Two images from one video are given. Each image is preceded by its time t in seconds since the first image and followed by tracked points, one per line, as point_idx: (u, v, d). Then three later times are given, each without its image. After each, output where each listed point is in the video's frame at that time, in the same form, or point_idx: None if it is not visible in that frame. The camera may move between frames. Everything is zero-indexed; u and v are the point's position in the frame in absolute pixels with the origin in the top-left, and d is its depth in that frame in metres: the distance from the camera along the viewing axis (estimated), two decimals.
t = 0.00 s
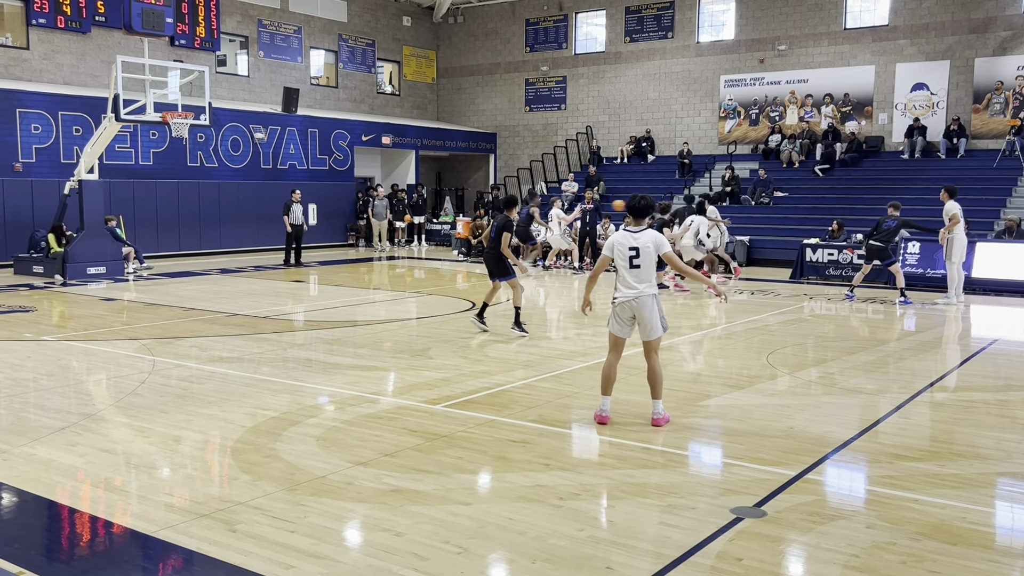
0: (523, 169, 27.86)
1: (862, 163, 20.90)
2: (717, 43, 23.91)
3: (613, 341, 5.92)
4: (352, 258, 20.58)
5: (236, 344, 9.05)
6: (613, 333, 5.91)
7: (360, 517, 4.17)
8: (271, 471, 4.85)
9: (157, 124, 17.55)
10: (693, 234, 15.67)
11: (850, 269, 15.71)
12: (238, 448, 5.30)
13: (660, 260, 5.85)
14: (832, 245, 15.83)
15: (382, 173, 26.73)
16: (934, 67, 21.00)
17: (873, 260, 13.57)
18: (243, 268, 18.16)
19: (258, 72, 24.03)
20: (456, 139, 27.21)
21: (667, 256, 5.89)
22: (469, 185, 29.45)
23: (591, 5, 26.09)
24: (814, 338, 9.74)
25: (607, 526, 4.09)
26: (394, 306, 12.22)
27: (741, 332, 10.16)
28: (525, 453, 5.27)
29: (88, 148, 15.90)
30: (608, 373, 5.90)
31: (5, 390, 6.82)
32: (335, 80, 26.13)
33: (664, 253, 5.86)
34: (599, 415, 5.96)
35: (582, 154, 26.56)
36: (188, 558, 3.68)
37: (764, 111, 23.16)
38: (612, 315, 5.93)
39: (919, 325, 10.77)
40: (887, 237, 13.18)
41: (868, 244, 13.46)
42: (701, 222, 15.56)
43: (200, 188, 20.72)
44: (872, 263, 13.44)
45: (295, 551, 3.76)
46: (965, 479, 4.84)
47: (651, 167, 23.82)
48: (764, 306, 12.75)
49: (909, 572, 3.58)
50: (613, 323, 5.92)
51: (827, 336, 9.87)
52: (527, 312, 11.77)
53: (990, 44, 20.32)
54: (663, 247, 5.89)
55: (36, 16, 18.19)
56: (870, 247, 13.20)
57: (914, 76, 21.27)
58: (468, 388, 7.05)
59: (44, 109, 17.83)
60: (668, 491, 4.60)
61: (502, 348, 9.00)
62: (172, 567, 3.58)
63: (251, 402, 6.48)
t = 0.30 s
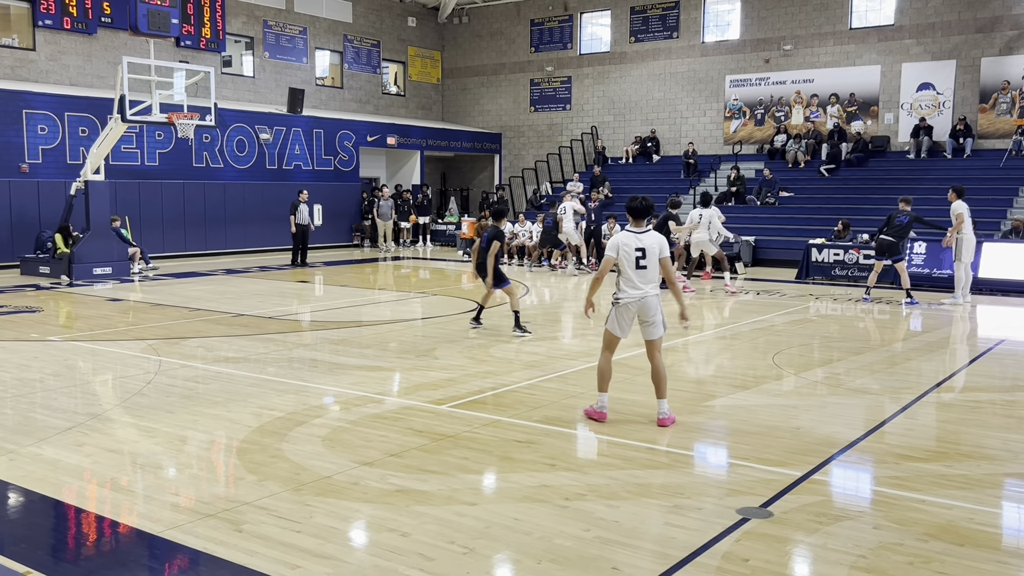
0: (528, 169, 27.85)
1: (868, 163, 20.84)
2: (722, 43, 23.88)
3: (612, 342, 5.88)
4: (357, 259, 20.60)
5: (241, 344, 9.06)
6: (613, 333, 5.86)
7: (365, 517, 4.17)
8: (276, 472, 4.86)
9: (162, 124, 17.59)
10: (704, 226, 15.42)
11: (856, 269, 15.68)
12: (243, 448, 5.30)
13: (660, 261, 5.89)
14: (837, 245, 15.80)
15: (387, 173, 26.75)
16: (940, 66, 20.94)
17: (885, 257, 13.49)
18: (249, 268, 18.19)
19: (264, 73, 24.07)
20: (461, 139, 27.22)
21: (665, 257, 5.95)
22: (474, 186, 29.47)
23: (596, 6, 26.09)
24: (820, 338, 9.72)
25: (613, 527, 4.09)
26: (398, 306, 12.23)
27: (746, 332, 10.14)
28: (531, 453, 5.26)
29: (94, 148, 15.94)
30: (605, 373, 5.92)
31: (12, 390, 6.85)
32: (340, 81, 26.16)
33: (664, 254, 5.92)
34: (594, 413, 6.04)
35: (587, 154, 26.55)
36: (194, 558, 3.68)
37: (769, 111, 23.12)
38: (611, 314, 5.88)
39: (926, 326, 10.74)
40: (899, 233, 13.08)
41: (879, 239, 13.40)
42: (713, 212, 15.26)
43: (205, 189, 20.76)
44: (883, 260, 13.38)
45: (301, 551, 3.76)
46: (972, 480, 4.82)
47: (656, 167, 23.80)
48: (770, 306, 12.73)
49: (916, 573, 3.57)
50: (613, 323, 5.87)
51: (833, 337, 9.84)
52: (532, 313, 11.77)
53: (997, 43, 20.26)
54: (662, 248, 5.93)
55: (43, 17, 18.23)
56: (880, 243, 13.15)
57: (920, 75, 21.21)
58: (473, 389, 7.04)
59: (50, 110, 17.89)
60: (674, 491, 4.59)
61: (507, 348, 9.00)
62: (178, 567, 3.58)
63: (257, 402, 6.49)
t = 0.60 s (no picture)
0: (532, 169, 27.85)
1: (873, 162, 20.78)
2: (726, 43, 23.85)
3: (590, 343, 5.91)
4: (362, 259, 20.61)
5: (246, 344, 9.07)
6: (590, 334, 5.90)
7: (370, 517, 4.17)
8: (281, 471, 4.86)
9: (167, 124, 17.63)
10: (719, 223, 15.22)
11: (861, 269, 15.65)
12: (248, 448, 5.31)
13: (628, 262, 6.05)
14: (842, 244, 15.77)
15: (391, 173, 26.77)
16: (945, 66, 20.90)
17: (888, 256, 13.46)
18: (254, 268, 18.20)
19: (268, 73, 24.10)
20: (465, 139, 27.23)
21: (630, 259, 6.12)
22: (478, 186, 29.47)
23: (600, 5, 26.07)
24: (824, 338, 9.70)
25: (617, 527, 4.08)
26: (402, 306, 12.24)
27: (751, 332, 10.13)
28: (535, 453, 5.26)
29: (99, 148, 15.96)
30: (594, 375, 5.97)
31: (17, 390, 6.86)
32: (344, 81, 26.19)
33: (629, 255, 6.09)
34: (592, 414, 6.05)
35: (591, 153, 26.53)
36: (199, 558, 3.69)
37: (774, 111, 23.08)
38: (587, 315, 5.92)
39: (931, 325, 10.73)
40: (903, 231, 13.03)
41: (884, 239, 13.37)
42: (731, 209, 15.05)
43: (210, 189, 20.79)
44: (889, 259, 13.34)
45: (305, 551, 3.76)
46: (976, 480, 4.81)
47: (660, 167, 23.77)
48: (775, 306, 12.71)
49: (921, 573, 3.57)
50: (589, 324, 5.91)
51: (838, 336, 9.83)
52: (536, 312, 11.76)
53: (1002, 42, 20.21)
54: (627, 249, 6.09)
55: (48, 18, 18.26)
56: (883, 241, 13.13)
57: (925, 75, 21.17)
58: (477, 388, 7.03)
59: (55, 110, 17.93)
60: (678, 491, 4.59)
61: (511, 348, 8.99)
62: (183, 567, 3.59)
63: (262, 402, 6.50)
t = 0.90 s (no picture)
0: (536, 169, 27.84)
1: (877, 162, 20.76)
2: (730, 42, 23.82)
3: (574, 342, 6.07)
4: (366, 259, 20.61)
5: (251, 344, 9.08)
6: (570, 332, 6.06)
7: (374, 517, 4.17)
8: (286, 472, 4.87)
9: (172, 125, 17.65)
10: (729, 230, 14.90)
11: (865, 269, 15.64)
12: (253, 448, 5.31)
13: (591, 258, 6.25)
14: (847, 244, 15.75)
15: (395, 173, 26.78)
16: (950, 65, 20.85)
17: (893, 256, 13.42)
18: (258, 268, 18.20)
19: (272, 74, 24.13)
20: (469, 139, 27.23)
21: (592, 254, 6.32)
22: (482, 186, 29.48)
23: (604, 5, 26.06)
24: (829, 339, 9.69)
25: (622, 527, 4.08)
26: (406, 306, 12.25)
27: (755, 332, 10.11)
28: (539, 453, 5.25)
29: (104, 149, 15.98)
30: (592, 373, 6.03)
31: (22, 390, 6.87)
32: (348, 81, 26.22)
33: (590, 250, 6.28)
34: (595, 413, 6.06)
35: (595, 153, 26.52)
36: (204, 557, 3.70)
37: (778, 111, 23.06)
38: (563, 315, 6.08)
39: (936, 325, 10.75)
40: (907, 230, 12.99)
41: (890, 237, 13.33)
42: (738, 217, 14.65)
43: (214, 189, 20.82)
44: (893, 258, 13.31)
45: (310, 551, 3.77)
46: (982, 480, 4.80)
47: (664, 167, 23.76)
48: (779, 306, 12.71)
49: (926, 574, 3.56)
50: (568, 323, 6.07)
51: (843, 337, 9.81)
52: (540, 313, 11.76)
53: (1007, 42, 20.17)
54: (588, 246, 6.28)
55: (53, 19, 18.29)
56: (886, 240, 13.11)
57: (929, 75, 21.12)
58: (482, 389, 7.03)
59: (60, 111, 17.97)
60: (683, 492, 4.58)
61: (515, 348, 8.99)
62: (187, 566, 3.59)
63: (266, 402, 6.50)
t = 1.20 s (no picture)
0: (540, 169, 27.82)
1: (881, 161, 20.72)
2: (734, 41, 23.80)
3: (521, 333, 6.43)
4: (370, 258, 20.61)
5: (255, 343, 9.08)
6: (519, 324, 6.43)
7: (378, 517, 4.17)
8: (289, 471, 4.87)
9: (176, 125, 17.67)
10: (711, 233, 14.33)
11: (870, 268, 15.60)
12: (257, 448, 5.31)
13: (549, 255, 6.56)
14: (851, 243, 15.72)
15: (399, 173, 26.79)
16: (955, 64, 20.80)
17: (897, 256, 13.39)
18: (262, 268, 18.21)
19: (276, 73, 24.15)
20: (472, 139, 27.23)
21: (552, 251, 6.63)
22: (485, 185, 29.48)
23: (608, 4, 26.02)
24: (834, 338, 9.67)
25: (625, 527, 4.07)
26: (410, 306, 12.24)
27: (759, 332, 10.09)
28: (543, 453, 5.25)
29: (108, 148, 15.99)
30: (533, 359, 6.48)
31: (27, 389, 6.88)
32: (352, 81, 26.22)
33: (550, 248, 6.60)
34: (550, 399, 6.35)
35: (598, 153, 26.52)
36: (208, 556, 3.70)
37: (782, 110, 23.02)
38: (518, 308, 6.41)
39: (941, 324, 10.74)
40: (910, 229, 12.98)
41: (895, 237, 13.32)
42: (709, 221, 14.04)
43: (219, 189, 20.84)
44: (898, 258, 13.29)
45: (314, 550, 3.77)
46: (987, 480, 4.79)
47: (668, 166, 23.73)
48: (783, 306, 12.69)
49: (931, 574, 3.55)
50: (521, 316, 6.40)
51: (848, 336, 9.79)
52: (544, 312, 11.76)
53: (1012, 41, 20.13)
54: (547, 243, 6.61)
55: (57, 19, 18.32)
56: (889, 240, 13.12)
57: (934, 73, 21.06)
58: (486, 388, 7.04)
59: (65, 110, 18.00)
60: (687, 491, 4.58)
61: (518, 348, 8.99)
62: (191, 566, 3.60)
63: (270, 402, 6.50)
